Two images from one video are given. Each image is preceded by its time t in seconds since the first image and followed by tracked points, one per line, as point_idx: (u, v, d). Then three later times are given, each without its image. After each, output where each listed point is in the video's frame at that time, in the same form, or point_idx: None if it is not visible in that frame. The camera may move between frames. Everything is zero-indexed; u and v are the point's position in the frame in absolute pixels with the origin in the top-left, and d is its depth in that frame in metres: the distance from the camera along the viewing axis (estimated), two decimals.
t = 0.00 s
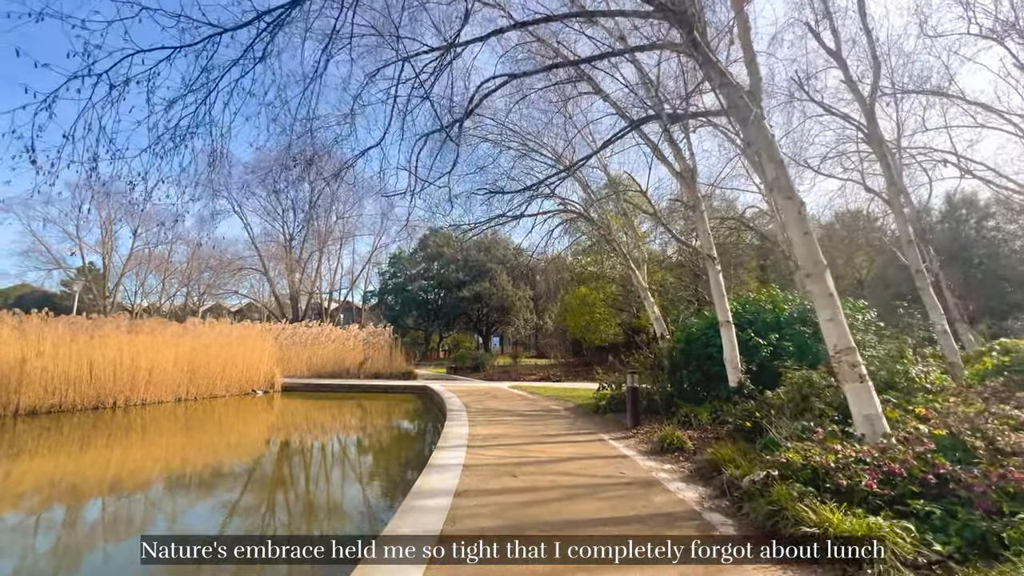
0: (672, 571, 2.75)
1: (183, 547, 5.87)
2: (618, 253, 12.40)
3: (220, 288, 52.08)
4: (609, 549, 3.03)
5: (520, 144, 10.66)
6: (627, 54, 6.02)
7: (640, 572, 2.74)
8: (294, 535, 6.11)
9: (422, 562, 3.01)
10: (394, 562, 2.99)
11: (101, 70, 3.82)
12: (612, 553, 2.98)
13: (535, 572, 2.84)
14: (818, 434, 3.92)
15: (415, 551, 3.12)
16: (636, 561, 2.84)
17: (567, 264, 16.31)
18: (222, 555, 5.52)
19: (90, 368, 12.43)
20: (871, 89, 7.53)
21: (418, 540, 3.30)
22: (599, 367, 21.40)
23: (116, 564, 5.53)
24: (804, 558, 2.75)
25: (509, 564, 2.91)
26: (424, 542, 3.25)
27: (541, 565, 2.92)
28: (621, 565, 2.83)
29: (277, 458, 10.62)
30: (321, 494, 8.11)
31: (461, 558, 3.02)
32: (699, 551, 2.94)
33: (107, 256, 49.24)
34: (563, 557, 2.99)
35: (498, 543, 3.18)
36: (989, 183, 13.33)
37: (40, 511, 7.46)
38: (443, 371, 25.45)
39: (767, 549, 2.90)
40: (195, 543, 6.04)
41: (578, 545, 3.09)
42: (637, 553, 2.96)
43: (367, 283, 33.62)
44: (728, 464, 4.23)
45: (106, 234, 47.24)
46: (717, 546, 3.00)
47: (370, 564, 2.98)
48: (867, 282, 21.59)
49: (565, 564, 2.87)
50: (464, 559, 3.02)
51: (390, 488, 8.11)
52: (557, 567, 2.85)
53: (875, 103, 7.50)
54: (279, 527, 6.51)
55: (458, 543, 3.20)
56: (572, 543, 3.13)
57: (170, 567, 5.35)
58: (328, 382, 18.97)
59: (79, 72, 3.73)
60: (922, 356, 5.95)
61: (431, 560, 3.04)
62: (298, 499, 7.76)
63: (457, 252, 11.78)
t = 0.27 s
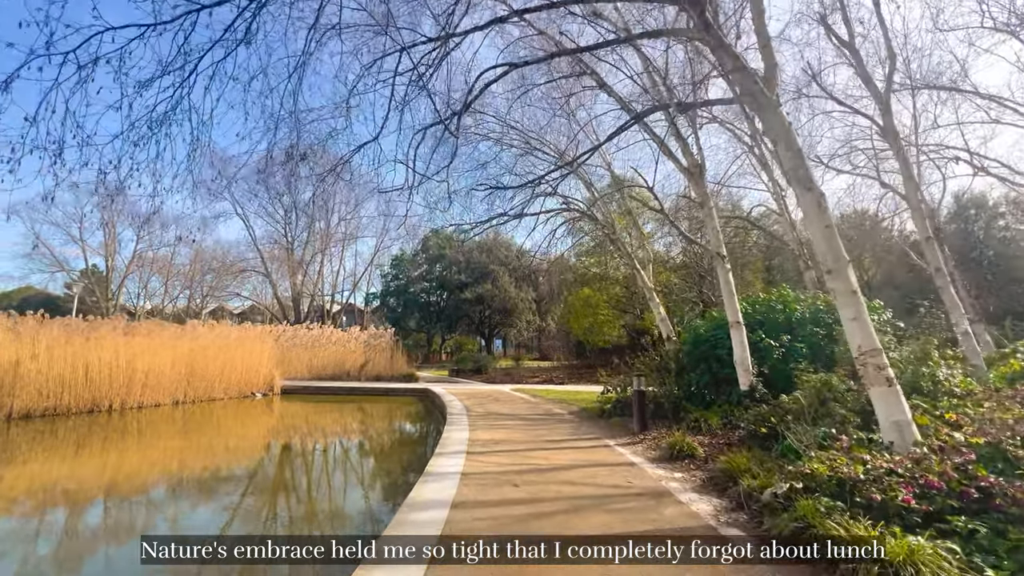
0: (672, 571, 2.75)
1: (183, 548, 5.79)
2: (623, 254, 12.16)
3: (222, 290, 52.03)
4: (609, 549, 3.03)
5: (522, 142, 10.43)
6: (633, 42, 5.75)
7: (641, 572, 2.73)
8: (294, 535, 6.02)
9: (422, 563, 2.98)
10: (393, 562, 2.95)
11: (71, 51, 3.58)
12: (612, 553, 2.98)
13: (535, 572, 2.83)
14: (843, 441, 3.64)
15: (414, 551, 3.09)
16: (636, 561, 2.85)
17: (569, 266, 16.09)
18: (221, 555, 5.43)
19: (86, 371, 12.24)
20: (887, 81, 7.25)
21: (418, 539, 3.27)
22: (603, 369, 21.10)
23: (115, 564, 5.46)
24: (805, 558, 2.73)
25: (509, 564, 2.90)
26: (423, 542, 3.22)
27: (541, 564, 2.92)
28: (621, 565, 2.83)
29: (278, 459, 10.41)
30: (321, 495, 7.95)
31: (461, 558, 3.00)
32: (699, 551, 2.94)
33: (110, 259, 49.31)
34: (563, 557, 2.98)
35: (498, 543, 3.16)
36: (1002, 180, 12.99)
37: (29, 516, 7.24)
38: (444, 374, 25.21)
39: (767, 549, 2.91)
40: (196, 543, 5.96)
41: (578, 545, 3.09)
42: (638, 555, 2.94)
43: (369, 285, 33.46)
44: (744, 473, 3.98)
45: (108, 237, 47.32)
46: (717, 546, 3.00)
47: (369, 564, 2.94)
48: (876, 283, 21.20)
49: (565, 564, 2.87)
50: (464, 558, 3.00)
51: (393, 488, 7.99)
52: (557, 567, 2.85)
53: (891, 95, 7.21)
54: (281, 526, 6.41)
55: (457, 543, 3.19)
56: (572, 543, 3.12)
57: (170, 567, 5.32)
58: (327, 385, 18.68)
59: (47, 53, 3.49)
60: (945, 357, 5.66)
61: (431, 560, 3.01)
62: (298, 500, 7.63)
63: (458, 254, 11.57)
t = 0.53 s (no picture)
0: (672, 571, 2.78)
1: (183, 548, 5.68)
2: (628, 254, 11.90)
3: (226, 293, 52.03)
4: (609, 549, 3.05)
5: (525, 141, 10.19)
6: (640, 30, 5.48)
7: (641, 572, 2.76)
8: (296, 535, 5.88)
9: (423, 563, 2.97)
10: (393, 562, 2.95)
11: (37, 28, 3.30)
12: (612, 553, 3.01)
13: (535, 571, 2.85)
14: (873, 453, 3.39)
15: (414, 551, 3.09)
16: (637, 561, 2.87)
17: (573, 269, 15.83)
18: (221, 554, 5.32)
19: (81, 374, 12.05)
20: (905, 73, 6.98)
21: (418, 540, 3.27)
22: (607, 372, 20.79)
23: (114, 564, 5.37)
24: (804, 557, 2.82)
25: (509, 564, 2.92)
26: (423, 542, 3.23)
27: (542, 564, 2.93)
28: (621, 565, 2.85)
29: (278, 463, 10.17)
30: (322, 498, 7.75)
31: (461, 558, 3.01)
32: (699, 551, 2.99)
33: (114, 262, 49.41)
34: (563, 556, 3.00)
35: (498, 543, 3.18)
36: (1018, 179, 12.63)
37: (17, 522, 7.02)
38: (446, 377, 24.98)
39: (767, 549, 2.99)
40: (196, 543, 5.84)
41: (578, 545, 3.10)
42: (638, 556, 2.96)
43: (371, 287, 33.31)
44: (766, 486, 3.70)
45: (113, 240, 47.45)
46: (717, 546, 3.07)
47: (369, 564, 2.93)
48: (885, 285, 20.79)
49: (565, 564, 2.89)
50: (464, 558, 3.00)
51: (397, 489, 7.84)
52: (558, 566, 2.87)
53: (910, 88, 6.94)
54: (282, 526, 6.28)
55: (457, 543, 3.19)
56: (572, 543, 3.14)
57: (170, 566, 5.21)
58: (327, 389, 18.38)
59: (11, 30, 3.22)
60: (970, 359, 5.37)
61: (431, 559, 3.01)
62: (299, 502, 7.46)
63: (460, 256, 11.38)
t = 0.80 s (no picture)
0: (671, 570, 2.93)
1: (186, 548, 5.60)
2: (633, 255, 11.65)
3: (228, 296, 51.96)
4: (609, 549, 3.19)
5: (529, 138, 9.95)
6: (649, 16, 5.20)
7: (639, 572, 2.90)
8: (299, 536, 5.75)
9: (425, 563, 3.10)
10: (396, 562, 3.07)
11: None
12: (612, 553, 3.14)
13: (535, 570, 2.98)
14: (912, 470, 3.18)
15: (415, 551, 3.21)
16: (636, 561, 3.01)
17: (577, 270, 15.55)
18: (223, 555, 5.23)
19: (77, 377, 11.86)
20: (924, 65, 6.71)
21: (419, 540, 3.40)
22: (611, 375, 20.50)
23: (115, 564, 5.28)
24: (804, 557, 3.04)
25: (510, 564, 3.04)
26: (424, 542, 3.35)
27: (542, 564, 3.06)
28: (619, 565, 2.99)
29: (279, 467, 9.93)
30: (325, 500, 7.59)
31: (462, 558, 3.13)
32: (699, 551, 3.16)
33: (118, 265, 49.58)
34: (563, 556, 3.13)
35: (499, 543, 3.31)
36: None
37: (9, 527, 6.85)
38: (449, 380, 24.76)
39: (767, 549, 3.18)
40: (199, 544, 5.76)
41: (578, 545, 3.24)
42: (637, 555, 3.11)
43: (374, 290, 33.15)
44: (794, 505, 3.44)
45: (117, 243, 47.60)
46: (717, 546, 3.24)
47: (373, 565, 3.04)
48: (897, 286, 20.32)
49: (566, 563, 3.02)
50: (465, 558, 3.13)
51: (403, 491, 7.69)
52: (558, 565, 3.00)
53: (931, 81, 6.66)
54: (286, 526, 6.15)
55: (459, 544, 3.31)
56: (571, 543, 3.28)
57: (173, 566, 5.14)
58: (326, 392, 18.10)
59: None
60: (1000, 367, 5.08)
61: (432, 559, 3.13)
62: (301, 504, 7.31)
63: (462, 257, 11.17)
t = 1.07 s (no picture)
0: (671, 570, 2.88)
1: (184, 548, 5.41)
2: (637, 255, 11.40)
3: (229, 297, 51.72)
4: (610, 549, 3.14)
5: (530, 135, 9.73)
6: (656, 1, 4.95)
7: (640, 572, 2.84)
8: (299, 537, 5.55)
9: (424, 563, 3.03)
10: (394, 562, 2.98)
11: None
12: (613, 553, 3.09)
13: (535, 571, 2.93)
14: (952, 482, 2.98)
15: (414, 551, 3.13)
16: (636, 561, 2.96)
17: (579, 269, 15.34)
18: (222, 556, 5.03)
19: (70, 379, 11.68)
20: (942, 55, 6.44)
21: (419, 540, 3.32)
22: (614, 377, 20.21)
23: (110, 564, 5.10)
24: (806, 557, 3.03)
25: (510, 564, 2.98)
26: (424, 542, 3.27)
27: (541, 564, 3.01)
28: (619, 565, 2.94)
29: (277, 469, 9.71)
30: (326, 501, 7.38)
31: (461, 558, 3.06)
32: (699, 551, 3.12)
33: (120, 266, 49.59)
34: (563, 557, 3.08)
35: (499, 543, 3.25)
36: None
37: None
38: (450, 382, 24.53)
39: (768, 549, 3.17)
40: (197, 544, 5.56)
41: (578, 546, 3.18)
42: (638, 555, 3.05)
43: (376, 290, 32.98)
44: (818, 518, 3.23)
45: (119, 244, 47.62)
46: (717, 546, 3.20)
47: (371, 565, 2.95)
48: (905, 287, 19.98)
49: (565, 564, 2.97)
50: (464, 558, 3.06)
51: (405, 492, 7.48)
52: (557, 566, 2.95)
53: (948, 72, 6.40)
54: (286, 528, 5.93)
55: (458, 544, 3.26)
56: (572, 544, 3.22)
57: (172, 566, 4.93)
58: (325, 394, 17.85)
59: None
60: None
61: (432, 559, 3.06)
62: (301, 506, 7.09)
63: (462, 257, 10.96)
